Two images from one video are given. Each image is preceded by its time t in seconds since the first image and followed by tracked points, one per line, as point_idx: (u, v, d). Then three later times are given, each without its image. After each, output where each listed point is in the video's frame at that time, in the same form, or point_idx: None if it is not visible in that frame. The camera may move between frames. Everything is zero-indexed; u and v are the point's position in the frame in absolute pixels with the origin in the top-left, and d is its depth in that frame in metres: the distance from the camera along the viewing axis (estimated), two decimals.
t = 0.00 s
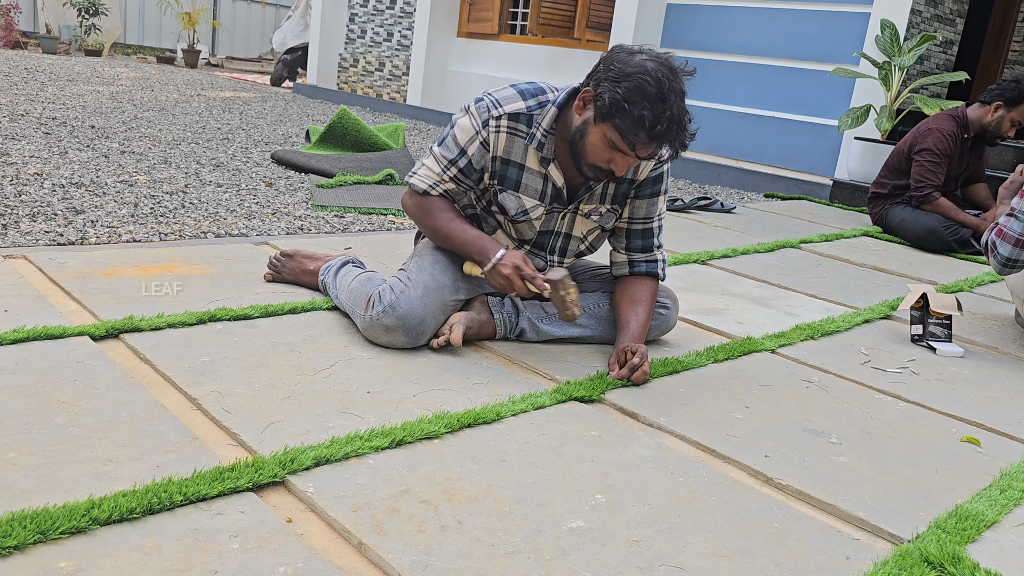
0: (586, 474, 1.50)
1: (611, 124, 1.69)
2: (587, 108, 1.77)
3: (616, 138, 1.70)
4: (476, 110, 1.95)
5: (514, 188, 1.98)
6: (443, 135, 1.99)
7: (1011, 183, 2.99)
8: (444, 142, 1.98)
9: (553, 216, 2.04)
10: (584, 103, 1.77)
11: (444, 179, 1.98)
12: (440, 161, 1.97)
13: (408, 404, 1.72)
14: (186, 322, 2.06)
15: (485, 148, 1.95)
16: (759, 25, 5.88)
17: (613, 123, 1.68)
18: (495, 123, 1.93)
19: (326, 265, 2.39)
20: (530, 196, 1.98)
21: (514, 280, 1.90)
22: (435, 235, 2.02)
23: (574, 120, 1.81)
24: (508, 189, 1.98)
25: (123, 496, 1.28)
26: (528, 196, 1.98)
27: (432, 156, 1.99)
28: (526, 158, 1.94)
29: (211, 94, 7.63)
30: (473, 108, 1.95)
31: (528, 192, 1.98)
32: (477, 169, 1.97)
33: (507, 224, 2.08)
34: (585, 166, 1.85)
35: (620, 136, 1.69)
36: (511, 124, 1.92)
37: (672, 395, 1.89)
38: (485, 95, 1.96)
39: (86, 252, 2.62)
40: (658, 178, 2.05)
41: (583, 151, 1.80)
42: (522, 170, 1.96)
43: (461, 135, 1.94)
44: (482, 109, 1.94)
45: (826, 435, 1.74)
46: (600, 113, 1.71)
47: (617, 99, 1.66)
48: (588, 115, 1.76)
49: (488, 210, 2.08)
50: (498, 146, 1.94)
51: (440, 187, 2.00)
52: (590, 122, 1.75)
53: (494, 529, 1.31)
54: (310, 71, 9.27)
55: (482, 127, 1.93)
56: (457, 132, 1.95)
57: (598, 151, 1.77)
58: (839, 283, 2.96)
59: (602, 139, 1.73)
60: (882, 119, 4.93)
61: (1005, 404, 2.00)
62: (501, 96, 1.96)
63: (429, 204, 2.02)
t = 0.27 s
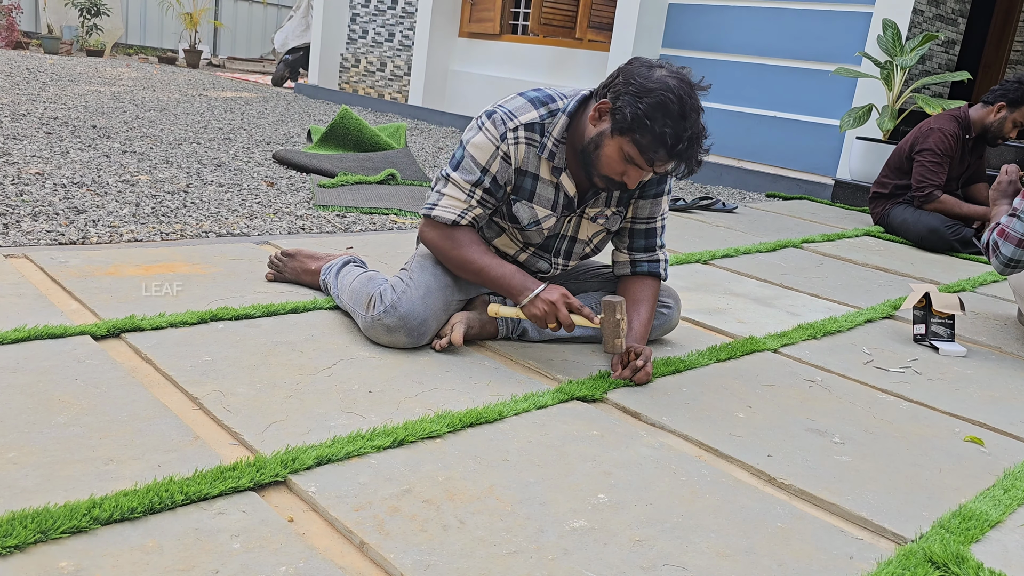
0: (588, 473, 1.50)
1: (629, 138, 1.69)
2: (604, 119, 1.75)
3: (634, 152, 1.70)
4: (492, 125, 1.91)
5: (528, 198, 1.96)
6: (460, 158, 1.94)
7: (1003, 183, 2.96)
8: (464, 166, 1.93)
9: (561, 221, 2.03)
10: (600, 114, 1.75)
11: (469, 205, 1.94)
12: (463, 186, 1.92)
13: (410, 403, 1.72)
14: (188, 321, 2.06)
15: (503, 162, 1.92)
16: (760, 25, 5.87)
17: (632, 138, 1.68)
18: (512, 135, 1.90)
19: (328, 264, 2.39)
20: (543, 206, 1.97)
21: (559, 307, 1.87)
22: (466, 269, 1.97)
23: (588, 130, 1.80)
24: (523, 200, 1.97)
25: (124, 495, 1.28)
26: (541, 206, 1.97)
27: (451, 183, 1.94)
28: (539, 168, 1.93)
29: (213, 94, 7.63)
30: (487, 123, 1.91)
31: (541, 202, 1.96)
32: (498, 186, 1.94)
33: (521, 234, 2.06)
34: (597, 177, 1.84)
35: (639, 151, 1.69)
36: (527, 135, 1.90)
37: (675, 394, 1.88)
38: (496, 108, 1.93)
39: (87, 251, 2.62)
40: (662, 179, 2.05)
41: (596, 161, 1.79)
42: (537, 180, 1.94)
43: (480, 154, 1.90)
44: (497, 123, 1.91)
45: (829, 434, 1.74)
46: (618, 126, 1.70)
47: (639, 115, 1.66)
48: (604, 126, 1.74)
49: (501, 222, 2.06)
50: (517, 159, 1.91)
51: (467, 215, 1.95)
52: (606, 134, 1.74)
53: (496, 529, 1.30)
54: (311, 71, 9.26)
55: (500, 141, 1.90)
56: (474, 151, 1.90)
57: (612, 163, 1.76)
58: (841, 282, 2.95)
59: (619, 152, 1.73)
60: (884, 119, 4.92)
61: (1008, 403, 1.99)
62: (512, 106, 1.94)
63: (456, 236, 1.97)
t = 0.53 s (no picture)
0: (588, 472, 1.50)
1: (633, 141, 1.69)
2: (607, 121, 1.75)
3: (636, 156, 1.70)
4: (494, 125, 1.90)
5: (530, 198, 1.97)
6: (462, 159, 1.93)
7: (1006, 177, 2.98)
8: (465, 168, 1.93)
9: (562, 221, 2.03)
10: (604, 116, 1.75)
11: (472, 206, 1.94)
12: (466, 188, 1.92)
13: (410, 401, 1.72)
14: (188, 320, 2.06)
15: (506, 162, 1.91)
16: (761, 24, 5.87)
17: (636, 142, 1.68)
18: (515, 135, 1.89)
19: (329, 262, 2.40)
20: (545, 206, 1.97)
21: (557, 314, 1.89)
22: (469, 273, 1.98)
23: (591, 131, 1.80)
24: (525, 200, 1.97)
25: (125, 493, 1.28)
26: (543, 206, 1.97)
27: (454, 185, 1.94)
28: (542, 168, 1.93)
29: (213, 93, 7.63)
30: (490, 123, 1.91)
31: (543, 202, 1.97)
32: (500, 186, 1.94)
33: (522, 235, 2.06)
34: (599, 179, 1.84)
35: (642, 155, 1.69)
36: (530, 134, 1.90)
37: (675, 393, 1.88)
38: (499, 107, 1.93)
39: (87, 250, 2.62)
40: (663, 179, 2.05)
41: (598, 163, 1.79)
42: (539, 180, 1.94)
43: (482, 154, 1.90)
44: (498, 123, 1.90)
45: (829, 433, 1.74)
46: (622, 129, 1.69)
47: (643, 119, 1.65)
48: (607, 128, 1.74)
49: (502, 222, 2.06)
50: (520, 159, 1.90)
51: (470, 218, 1.95)
52: (609, 136, 1.74)
53: (496, 527, 1.31)
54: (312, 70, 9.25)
55: (502, 141, 1.89)
56: (476, 151, 1.90)
57: (614, 165, 1.76)
58: (841, 281, 2.96)
59: (621, 155, 1.73)
60: (885, 118, 4.92)
61: (1008, 403, 1.99)
62: (515, 106, 1.94)
63: (459, 239, 1.97)
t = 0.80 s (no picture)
0: (590, 467, 1.50)
1: (632, 132, 1.69)
2: (607, 111, 1.75)
3: (635, 146, 1.70)
4: (495, 118, 1.91)
5: (531, 191, 1.96)
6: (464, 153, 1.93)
7: (1003, 169, 2.96)
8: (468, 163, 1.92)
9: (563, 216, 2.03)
10: (604, 107, 1.75)
11: (474, 201, 1.94)
12: (467, 181, 1.92)
13: (412, 397, 1.73)
14: (191, 315, 2.07)
15: (507, 155, 1.91)
16: (764, 19, 5.86)
17: (635, 132, 1.68)
18: (516, 127, 1.90)
19: (331, 258, 2.40)
20: (545, 199, 1.97)
21: (558, 316, 1.90)
22: (470, 271, 1.98)
23: (591, 122, 1.80)
24: (525, 193, 1.97)
25: (128, 488, 1.29)
26: (543, 200, 1.97)
27: (456, 179, 1.93)
28: (542, 161, 1.93)
29: (215, 87, 7.62)
30: (490, 115, 1.91)
31: (543, 196, 1.97)
32: (500, 179, 1.94)
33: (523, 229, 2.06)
34: (598, 171, 1.84)
35: (641, 145, 1.69)
36: (531, 127, 1.90)
37: (676, 388, 1.89)
38: (500, 100, 1.93)
39: (90, 245, 2.62)
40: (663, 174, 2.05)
41: (597, 154, 1.79)
42: (539, 174, 1.94)
43: (483, 147, 1.90)
44: (499, 116, 1.90)
45: (831, 429, 1.74)
46: (621, 119, 1.70)
47: (643, 109, 1.65)
48: (607, 119, 1.74)
49: (503, 216, 2.06)
50: (520, 151, 1.91)
51: (472, 213, 1.95)
52: (608, 127, 1.74)
53: (498, 522, 1.31)
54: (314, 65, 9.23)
55: (503, 134, 1.89)
56: (476, 144, 1.90)
57: (613, 156, 1.76)
58: (843, 277, 2.95)
59: (621, 145, 1.73)
60: (888, 113, 4.91)
61: (1010, 399, 1.99)
62: (516, 99, 1.94)
63: (462, 235, 1.97)
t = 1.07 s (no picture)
0: (593, 462, 1.50)
1: (639, 134, 1.68)
2: (613, 112, 1.74)
3: (641, 149, 1.70)
4: (495, 109, 1.91)
5: (531, 185, 1.98)
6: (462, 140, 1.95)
7: (1010, 162, 2.99)
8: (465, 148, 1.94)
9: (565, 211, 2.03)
10: (610, 107, 1.74)
11: (472, 186, 1.95)
12: (466, 169, 1.94)
13: (415, 391, 1.73)
14: (194, 309, 2.07)
15: (508, 147, 1.92)
16: (767, 14, 5.84)
17: (641, 135, 1.68)
18: (517, 121, 1.90)
19: (333, 253, 2.40)
20: (546, 193, 1.98)
21: (563, 261, 1.86)
22: (474, 245, 1.99)
23: (596, 121, 1.79)
24: (525, 186, 1.98)
25: (132, 482, 1.29)
26: (543, 194, 1.98)
27: (455, 165, 1.96)
28: (544, 156, 1.93)
29: (217, 82, 7.62)
30: (492, 108, 1.91)
31: (544, 190, 1.97)
32: (501, 171, 1.95)
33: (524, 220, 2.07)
34: (600, 170, 1.84)
35: (647, 147, 1.68)
36: (532, 121, 1.90)
37: (679, 383, 1.88)
38: (503, 93, 1.93)
39: (93, 239, 2.62)
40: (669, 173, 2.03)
41: (601, 153, 1.79)
42: (540, 168, 1.95)
43: (483, 139, 1.91)
44: (500, 106, 1.91)
45: (833, 424, 1.74)
46: (628, 121, 1.69)
47: (651, 112, 1.65)
48: (613, 119, 1.73)
49: (505, 208, 2.07)
50: (521, 145, 1.91)
51: (469, 196, 1.97)
52: (613, 127, 1.73)
53: (501, 516, 1.31)
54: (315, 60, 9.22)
55: (504, 127, 1.90)
56: (476, 135, 1.92)
57: (617, 156, 1.76)
58: (846, 272, 2.95)
59: (626, 146, 1.72)
60: (891, 108, 4.89)
61: (1013, 394, 1.99)
62: (519, 92, 1.94)
63: (461, 215, 1.99)
